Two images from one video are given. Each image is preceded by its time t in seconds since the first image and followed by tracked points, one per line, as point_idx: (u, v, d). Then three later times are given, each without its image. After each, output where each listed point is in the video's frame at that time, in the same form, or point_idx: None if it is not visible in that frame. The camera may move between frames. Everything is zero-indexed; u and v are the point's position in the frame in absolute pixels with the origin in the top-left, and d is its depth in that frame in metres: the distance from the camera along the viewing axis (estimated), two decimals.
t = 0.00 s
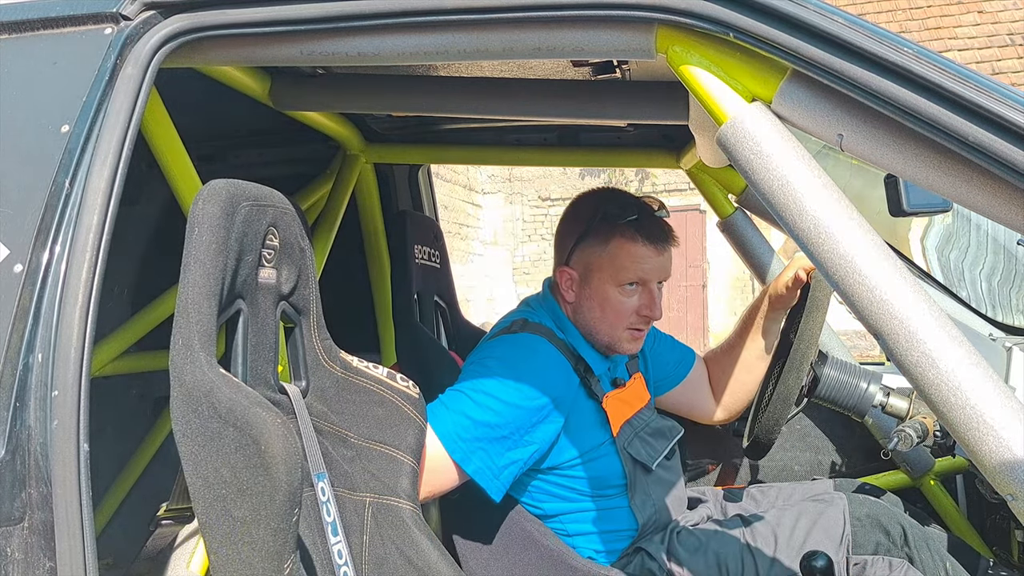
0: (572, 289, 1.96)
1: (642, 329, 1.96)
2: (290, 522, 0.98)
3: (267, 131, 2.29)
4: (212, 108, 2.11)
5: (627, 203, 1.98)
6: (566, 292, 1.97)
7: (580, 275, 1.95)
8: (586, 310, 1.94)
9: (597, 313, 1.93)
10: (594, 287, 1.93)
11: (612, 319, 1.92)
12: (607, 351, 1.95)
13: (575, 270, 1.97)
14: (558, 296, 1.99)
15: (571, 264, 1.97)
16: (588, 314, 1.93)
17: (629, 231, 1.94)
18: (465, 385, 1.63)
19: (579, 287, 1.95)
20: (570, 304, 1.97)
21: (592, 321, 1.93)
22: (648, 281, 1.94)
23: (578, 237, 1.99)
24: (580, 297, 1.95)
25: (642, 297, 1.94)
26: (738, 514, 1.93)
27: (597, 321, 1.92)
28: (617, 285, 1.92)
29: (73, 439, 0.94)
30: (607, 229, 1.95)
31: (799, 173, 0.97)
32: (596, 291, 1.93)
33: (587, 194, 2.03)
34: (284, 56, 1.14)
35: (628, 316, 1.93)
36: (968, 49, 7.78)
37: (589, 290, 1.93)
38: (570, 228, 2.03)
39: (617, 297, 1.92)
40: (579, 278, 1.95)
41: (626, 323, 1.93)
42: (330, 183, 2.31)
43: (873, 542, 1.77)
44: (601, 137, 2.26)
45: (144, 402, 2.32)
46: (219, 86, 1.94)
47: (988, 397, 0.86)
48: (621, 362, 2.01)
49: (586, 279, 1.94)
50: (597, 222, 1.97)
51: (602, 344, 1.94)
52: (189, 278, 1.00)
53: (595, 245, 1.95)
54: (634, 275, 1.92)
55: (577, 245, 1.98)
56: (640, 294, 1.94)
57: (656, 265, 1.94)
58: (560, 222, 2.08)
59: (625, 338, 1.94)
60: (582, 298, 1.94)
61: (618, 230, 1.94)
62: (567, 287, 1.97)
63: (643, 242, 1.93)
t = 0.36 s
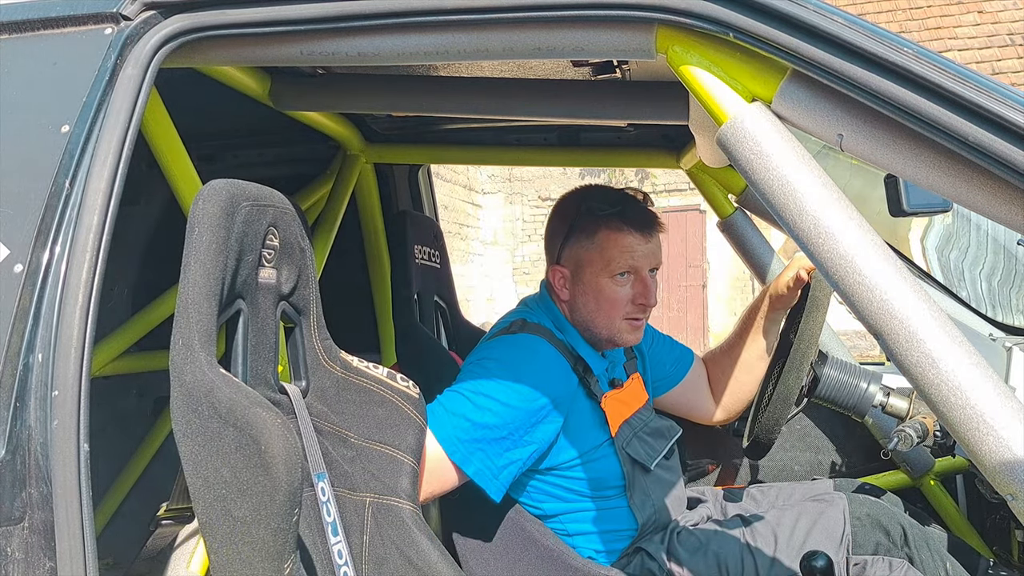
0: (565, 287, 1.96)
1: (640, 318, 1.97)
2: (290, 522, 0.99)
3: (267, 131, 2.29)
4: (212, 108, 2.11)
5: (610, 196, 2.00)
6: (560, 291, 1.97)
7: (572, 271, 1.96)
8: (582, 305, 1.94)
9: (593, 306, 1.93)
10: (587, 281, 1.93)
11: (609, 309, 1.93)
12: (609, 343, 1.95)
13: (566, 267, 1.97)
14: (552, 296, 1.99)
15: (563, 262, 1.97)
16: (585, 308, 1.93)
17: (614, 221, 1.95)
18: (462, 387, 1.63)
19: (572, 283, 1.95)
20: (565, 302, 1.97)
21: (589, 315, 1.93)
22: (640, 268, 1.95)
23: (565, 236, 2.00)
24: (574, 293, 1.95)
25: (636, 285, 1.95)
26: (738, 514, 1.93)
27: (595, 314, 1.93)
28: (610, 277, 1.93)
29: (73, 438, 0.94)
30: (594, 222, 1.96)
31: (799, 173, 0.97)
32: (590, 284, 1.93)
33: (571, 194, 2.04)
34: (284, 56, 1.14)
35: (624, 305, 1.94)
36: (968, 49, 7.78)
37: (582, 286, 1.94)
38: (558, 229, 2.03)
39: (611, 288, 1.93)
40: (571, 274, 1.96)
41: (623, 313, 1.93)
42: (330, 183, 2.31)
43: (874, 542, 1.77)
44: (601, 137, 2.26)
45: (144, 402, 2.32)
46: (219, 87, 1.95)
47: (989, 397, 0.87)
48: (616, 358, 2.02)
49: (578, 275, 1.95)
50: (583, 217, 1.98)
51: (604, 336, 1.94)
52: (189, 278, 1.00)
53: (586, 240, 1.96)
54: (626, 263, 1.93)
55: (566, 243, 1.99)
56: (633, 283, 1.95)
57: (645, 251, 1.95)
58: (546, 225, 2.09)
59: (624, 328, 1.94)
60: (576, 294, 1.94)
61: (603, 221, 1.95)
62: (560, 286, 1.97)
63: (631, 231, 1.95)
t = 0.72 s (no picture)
0: (560, 287, 1.97)
1: (635, 316, 1.96)
2: (290, 522, 0.98)
3: (267, 131, 2.29)
4: (212, 108, 2.11)
5: (604, 195, 2.00)
6: (556, 291, 1.98)
7: (567, 270, 1.97)
8: (577, 304, 1.94)
9: (587, 305, 1.93)
10: (581, 280, 1.94)
11: (603, 308, 1.92)
12: (605, 342, 1.95)
13: (561, 266, 1.98)
14: (548, 296, 1.99)
15: (558, 261, 1.98)
16: (579, 307, 1.94)
17: (608, 219, 1.95)
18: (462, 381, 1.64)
19: (567, 282, 1.96)
20: (560, 301, 1.97)
21: (584, 313, 1.93)
22: (635, 267, 1.95)
23: (560, 235, 2.01)
24: (569, 292, 1.95)
25: (631, 284, 1.95)
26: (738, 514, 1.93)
27: (589, 312, 1.93)
28: (604, 275, 1.93)
29: (73, 438, 0.94)
30: (588, 220, 1.96)
31: (799, 173, 0.97)
32: (584, 283, 1.93)
33: (565, 194, 2.04)
34: (284, 56, 1.14)
35: (619, 304, 1.93)
36: (968, 49, 7.77)
37: (577, 284, 1.94)
38: (553, 229, 2.04)
39: (605, 286, 1.93)
40: (566, 273, 1.97)
41: (618, 311, 1.93)
42: (330, 183, 2.31)
43: (874, 542, 1.77)
44: (601, 137, 2.26)
45: (144, 402, 2.32)
46: (219, 87, 1.95)
47: (989, 397, 0.86)
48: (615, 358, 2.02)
49: (573, 274, 1.95)
50: (577, 216, 1.98)
51: (599, 335, 1.93)
52: (189, 278, 1.00)
53: (580, 239, 1.96)
54: (620, 262, 1.93)
55: (561, 242, 1.99)
56: (627, 281, 1.95)
57: (639, 249, 1.95)
58: (543, 226, 2.10)
59: (620, 327, 1.94)
60: (571, 293, 1.95)
61: (596, 220, 1.96)
62: (556, 285, 1.98)
63: (625, 229, 1.95)
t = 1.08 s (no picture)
0: (561, 287, 1.97)
1: (636, 316, 1.96)
2: (290, 522, 0.98)
3: (267, 131, 2.29)
4: (212, 108, 2.11)
5: (604, 195, 1.99)
6: (556, 290, 1.98)
7: (567, 271, 1.97)
8: (578, 304, 1.94)
9: (588, 304, 1.93)
10: (582, 280, 1.94)
11: (604, 307, 1.92)
12: (605, 341, 1.95)
13: (561, 266, 1.98)
14: (548, 296, 1.99)
15: (558, 261, 1.98)
16: (580, 306, 1.94)
17: (608, 219, 1.95)
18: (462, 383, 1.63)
19: (568, 282, 1.96)
20: (561, 301, 1.97)
21: (584, 313, 1.93)
22: (635, 266, 1.95)
23: (560, 235, 2.01)
24: (570, 292, 1.95)
25: (632, 284, 1.95)
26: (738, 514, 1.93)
27: (590, 312, 1.93)
28: (605, 275, 1.93)
29: (73, 438, 0.94)
30: (588, 220, 1.96)
31: (800, 173, 0.97)
32: (585, 283, 1.93)
33: (565, 193, 2.03)
34: (284, 56, 1.14)
35: (619, 304, 1.93)
36: (968, 49, 7.78)
37: (577, 284, 1.94)
38: (552, 229, 2.04)
39: (606, 286, 1.93)
40: (567, 273, 1.97)
41: (619, 311, 1.93)
42: (330, 183, 2.31)
43: (874, 542, 1.77)
44: (601, 137, 2.26)
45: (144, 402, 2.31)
46: (219, 87, 1.95)
47: (988, 397, 0.86)
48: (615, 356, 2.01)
49: (573, 274, 1.95)
50: (577, 216, 1.98)
51: (600, 334, 1.93)
52: (189, 278, 1.00)
53: (580, 238, 1.96)
54: (620, 262, 1.93)
55: (562, 243, 1.99)
56: (628, 280, 1.95)
57: (639, 249, 1.95)
58: (543, 227, 2.10)
59: (621, 327, 1.94)
60: (571, 293, 1.95)
61: (597, 220, 1.96)
62: (556, 285, 1.98)
63: (625, 229, 1.95)
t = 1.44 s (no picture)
0: (561, 286, 1.96)
1: (636, 314, 1.97)
2: (290, 522, 0.98)
3: (267, 131, 2.29)
4: (212, 108, 2.11)
5: (603, 194, 2.00)
6: (556, 290, 1.97)
7: (568, 270, 1.96)
8: (579, 303, 1.94)
9: (589, 303, 1.93)
10: (583, 279, 1.93)
11: (606, 306, 1.93)
12: (605, 339, 1.95)
13: (562, 266, 1.97)
14: (547, 294, 1.98)
15: (559, 260, 1.97)
16: (581, 305, 1.93)
17: (610, 219, 1.96)
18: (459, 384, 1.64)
19: (569, 282, 1.96)
20: (561, 300, 1.97)
21: (586, 312, 1.93)
22: (636, 266, 1.96)
23: (560, 235, 2.00)
24: (571, 292, 1.95)
25: (633, 282, 1.95)
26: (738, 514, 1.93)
27: (592, 310, 1.93)
28: (607, 275, 1.93)
29: (73, 438, 0.94)
30: (590, 220, 1.96)
31: (800, 173, 0.97)
32: (587, 282, 1.93)
33: (563, 193, 2.02)
34: (284, 56, 1.14)
35: (621, 302, 1.94)
36: (968, 49, 7.78)
37: (579, 283, 1.94)
38: (550, 229, 2.03)
39: (608, 286, 1.93)
40: (568, 273, 1.96)
41: (620, 310, 1.94)
42: (330, 183, 2.31)
43: (874, 543, 1.77)
44: (601, 137, 2.26)
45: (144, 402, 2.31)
46: (219, 87, 1.94)
47: (988, 397, 0.86)
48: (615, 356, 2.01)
49: (575, 274, 1.95)
50: (578, 215, 1.98)
51: (601, 332, 1.94)
52: (189, 278, 1.00)
53: (582, 238, 1.96)
54: (622, 261, 1.94)
55: (562, 242, 1.98)
56: (629, 279, 1.95)
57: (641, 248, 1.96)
58: (539, 226, 2.08)
59: (622, 325, 1.95)
60: (572, 292, 1.94)
61: (598, 220, 1.96)
62: (556, 284, 1.97)
63: (626, 228, 1.95)
